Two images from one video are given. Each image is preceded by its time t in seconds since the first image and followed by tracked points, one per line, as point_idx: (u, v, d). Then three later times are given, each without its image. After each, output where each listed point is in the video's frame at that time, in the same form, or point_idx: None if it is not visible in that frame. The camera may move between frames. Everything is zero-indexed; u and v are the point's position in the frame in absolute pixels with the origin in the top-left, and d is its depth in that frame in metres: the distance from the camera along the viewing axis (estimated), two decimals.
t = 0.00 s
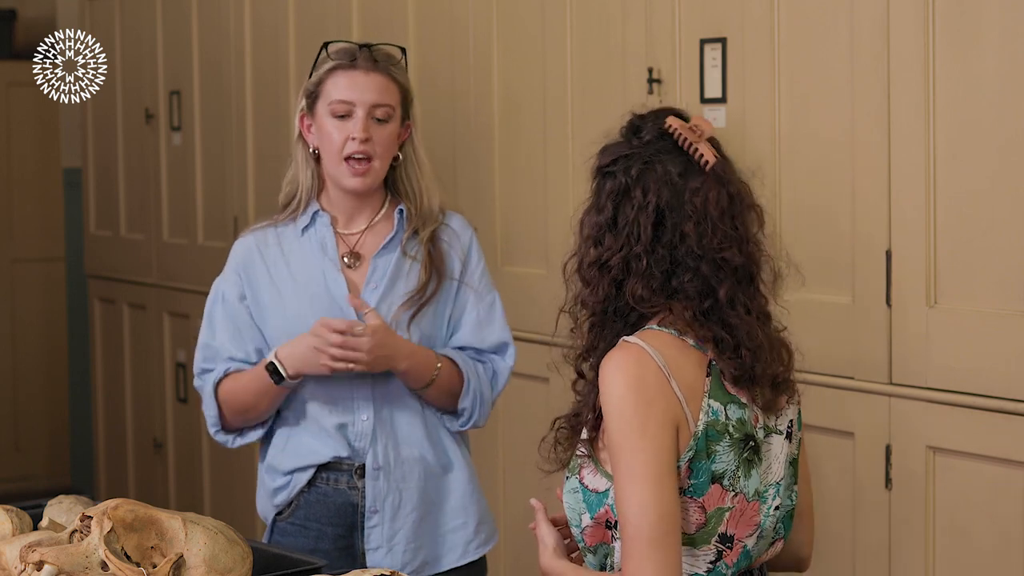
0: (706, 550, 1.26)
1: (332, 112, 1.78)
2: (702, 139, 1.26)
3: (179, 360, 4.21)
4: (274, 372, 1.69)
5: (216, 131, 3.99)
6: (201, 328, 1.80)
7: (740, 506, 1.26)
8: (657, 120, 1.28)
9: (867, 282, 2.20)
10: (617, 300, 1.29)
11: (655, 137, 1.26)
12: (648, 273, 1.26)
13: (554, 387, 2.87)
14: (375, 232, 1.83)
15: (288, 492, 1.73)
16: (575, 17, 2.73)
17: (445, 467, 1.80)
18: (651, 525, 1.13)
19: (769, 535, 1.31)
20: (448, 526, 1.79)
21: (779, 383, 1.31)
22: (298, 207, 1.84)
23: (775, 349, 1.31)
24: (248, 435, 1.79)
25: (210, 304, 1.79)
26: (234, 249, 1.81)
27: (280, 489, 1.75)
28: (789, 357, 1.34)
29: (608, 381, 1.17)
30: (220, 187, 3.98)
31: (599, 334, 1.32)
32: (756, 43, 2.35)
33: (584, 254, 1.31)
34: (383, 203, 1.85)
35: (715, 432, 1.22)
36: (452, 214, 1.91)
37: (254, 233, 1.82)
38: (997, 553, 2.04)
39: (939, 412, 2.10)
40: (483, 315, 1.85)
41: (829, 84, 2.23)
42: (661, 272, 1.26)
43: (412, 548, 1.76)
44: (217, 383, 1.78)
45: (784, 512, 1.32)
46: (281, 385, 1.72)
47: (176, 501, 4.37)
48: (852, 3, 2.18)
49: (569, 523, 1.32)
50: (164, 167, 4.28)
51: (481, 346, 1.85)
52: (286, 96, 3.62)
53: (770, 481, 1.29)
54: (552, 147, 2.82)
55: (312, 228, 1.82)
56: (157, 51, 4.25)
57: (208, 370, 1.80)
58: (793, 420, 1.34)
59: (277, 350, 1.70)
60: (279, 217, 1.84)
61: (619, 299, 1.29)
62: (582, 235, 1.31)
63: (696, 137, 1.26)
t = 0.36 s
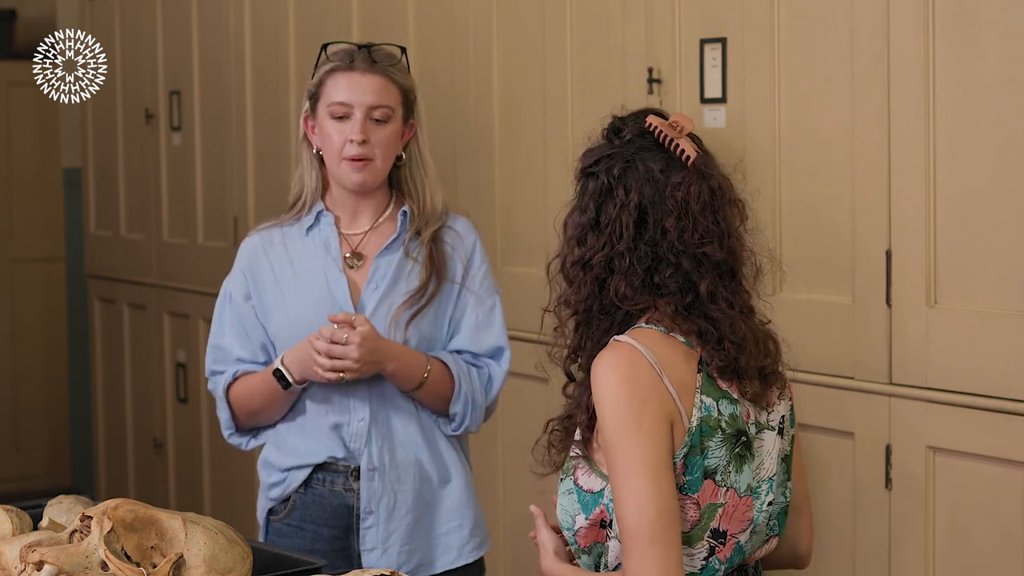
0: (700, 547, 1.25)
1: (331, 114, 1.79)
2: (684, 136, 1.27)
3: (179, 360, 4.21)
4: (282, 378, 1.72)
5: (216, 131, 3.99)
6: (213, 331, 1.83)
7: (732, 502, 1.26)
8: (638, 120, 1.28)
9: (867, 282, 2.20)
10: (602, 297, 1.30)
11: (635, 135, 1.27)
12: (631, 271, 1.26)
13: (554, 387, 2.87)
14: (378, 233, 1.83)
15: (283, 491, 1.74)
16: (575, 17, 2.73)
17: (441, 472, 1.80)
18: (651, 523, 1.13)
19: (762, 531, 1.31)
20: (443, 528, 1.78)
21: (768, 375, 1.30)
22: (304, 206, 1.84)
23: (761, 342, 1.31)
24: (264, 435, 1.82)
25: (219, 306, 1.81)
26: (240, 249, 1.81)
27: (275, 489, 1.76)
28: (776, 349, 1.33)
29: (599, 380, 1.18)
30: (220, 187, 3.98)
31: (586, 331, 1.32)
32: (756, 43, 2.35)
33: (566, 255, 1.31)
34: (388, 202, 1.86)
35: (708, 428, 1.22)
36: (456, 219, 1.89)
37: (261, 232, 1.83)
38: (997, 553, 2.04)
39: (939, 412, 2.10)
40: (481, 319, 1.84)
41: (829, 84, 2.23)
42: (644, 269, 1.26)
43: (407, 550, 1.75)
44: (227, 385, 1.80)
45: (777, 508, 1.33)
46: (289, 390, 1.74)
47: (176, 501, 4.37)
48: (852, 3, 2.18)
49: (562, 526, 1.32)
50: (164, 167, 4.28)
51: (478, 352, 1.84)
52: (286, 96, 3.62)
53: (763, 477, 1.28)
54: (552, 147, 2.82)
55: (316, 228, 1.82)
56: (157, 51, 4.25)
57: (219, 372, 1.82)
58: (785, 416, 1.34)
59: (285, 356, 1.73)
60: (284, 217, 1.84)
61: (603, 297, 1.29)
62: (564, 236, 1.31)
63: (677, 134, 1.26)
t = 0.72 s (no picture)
0: (694, 547, 1.25)
1: (335, 115, 1.79)
2: (677, 135, 1.27)
3: (179, 360, 4.21)
4: (291, 378, 1.72)
5: (216, 131, 3.99)
6: (216, 331, 1.82)
7: (728, 503, 1.25)
8: (631, 120, 1.29)
9: (867, 281, 2.20)
10: (602, 298, 1.29)
11: (629, 136, 1.27)
12: (630, 271, 1.26)
13: (554, 387, 2.87)
14: (384, 234, 1.83)
15: (289, 492, 1.74)
16: (575, 17, 2.73)
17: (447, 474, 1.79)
18: (650, 522, 1.13)
19: (759, 533, 1.31)
20: (449, 528, 1.79)
21: (768, 373, 1.31)
22: (309, 208, 1.84)
23: (759, 340, 1.31)
24: (269, 437, 1.81)
25: (222, 306, 1.80)
26: (244, 249, 1.81)
27: (280, 489, 1.75)
28: (774, 347, 1.33)
29: (598, 380, 1.18)
30: (220, 187, 3.98)
31: (586, 333, 1.32)
32: (755, 43, 2.35)
33: (565, 257, 1.31)
34: (393, 203, 1.86)
35: (707, 428, 1.22)
36: (460, 219, 1.89)
37: (264, 233, 1.83)
38: (997, 553, 2.04)
39: (939, 412, 2.10)
40: (487, 319, 1.85)
41: (829, 84, 2.23)
42: (643, 270, 1.26)
43: (414, 550, 1.75)
44: (231, 387, 1.79)
45: (775, 510, 1.33)
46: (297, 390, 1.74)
47: (176, 501, 4.37)
48: (852, 3, 2.18)
49: (558, 525, 1.32)
50: (164, 167, 4.28)
51: (484, 352, 1.84)
52: (286, 96, 3.62)
53: (761, 479, 1.28)
54: (552, 148, 2.82)
55: (321, 229, 1.82)
56: (157, 51, 4.25)
57: (223, 373, 1.81)
58: (784, 418, 1.33)
59: (293, 355, 1.72)
60: (289, 218, 1.84)
61: (603, 298, 1.29)
62: (562, 239, 1.32)
63: (671, 133, 1.26)
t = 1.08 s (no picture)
0: (699, 549, 1.25)
1: (337, 115, 1.79)
2: (677, 134, 1.27)
3: (179, 360, 4.21)
4: (293, 377, 1.72)
5: (216, 131, 3.99)
6: (216, 331, 1.82)
7: (732, 505, 1.25)
8: (631, 120, 1.28)
9: (867, 281, 2.20)
10: (604, 298, 1.29)
11: (629, 135, 1.27)
12: (633, 271, 1.26)
13: (554, 387, 2.87)
14: (384, 234, 1.83)
15: (289, 492, 1.74)
16: (575, 17, 2.73)
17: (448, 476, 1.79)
18: (650, 524, 1.13)
19: (763, 535, 1.31)
20: (450, 528, 1.79)
21: (771, 372, 1.31)
22: (309, 209, 1.84)
23: (761, 338, 1.31)
24: (269, 437, 1.81)
25: (223, 306, 1.80)
26: (245, 250, 1.81)
27: (280, 489, 1.75)
28: (777, 346, 1.34)
29: (601, 381, 1.18)
30: (220, 187, 3.98)
31: (590, 334, 1.32)
32: (755, 43, 2.35)
33: (566, 258, 1.31)
34: (394, 203, 1.86)
35: (711, 430, 1.21)
36: (461, 220, 1.90)
37: (264, 233, 1.83)
38: (997, 553, 2.04)
39: (939, 412, 2.10)
40: (488, 319, 1.85)
41: (829, 84, 2.23)
42: (646, 269, 1.26)
43: (414, 551, 1.75)
44: (232, 387, 1.79)
45: (778, 511, 1.33)
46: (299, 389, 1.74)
47: (176, 501, 4.37)
48: (852, 3, 2.18)
49: (562, 527, 1.32)
50: (163, 167, 4.28)
51: (485, 352, 1.84)
52: (286, 96, 3.62)
53: (764, 481, 1.29)
54: (552, 147, 2.82)
55: (322, 229, 1.82)
56: (157, 51, 4.25)
57: (224, 373, 1.81)
58: (788, 419, 1.33)
59: (295, 353, 1.72)
60: (290, 218, 1.85)
61: (606, 298, 1.29)
62: (564, 240, 1.31)
63: (671, 131, 1.26)
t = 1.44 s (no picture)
0: (708, 553, 1.25)
1: (337, 113, 1.79)
2: (682, 137, 1.28)
3: (179, 360, 4.21)
4: (290, 373, 1.72)
5: (216, 131, 3.99)
6: (213, 332, 1.82)
7: (741, 508, 1.26)
8: (636, 122, 1.28)
9: (867, 282, 2.20)
10: (609, 302, 1.29)
11: (634, 139, 1.27)
12: (638, 275, 1.26)
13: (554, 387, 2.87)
14: (380, 235, 1.83)
15: (288, 493, 1.74)
16: (575, 17, 2.73)
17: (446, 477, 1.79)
18: (658, 528, 1.13)
19: (770, 538, 1.31)
20: (448, 529, 1.79)
21: (777, 375, 1.31)
22: (304, 210, 1.84)
23: (768, 343, 1.31)
24: (267, 438, 1.81)
25: (220, 307, 1.80)
26: (241, 250, 1.81)
27: (278, 490, 1.75)
28: (783, 349, 1.34)
29: (610, 384, 1.17)
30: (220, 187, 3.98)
31: (595, 338, 1.32)
32: (756, 43, 2.35)
33: (570, 261, 1.31)
34: (391, 204, 1.86)
35: (719, 433, 1.22)
36: (457, 220, 1.89)
37: (261, 234, 1.83)
38: (997, 553, 2.04)
39: (939, 413, 2.10)
40: (486, 320, 1.85)
41: (829, 84, 2.23)
42: (651, 274, 1.26)
43: (413, 552, 1.76)
44: (231, 388, 1.79)
45: (785, 515, 1.33)
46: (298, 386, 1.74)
47: (176, 501, 4.37)
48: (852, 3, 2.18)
49: (567, 531, 1.32)
50: (163, 167, 4.28)
51: (484, 352, 1.85)
52: (286, 96, 3.62)
53: (771, 483, 1.29)
54: (552, 147, 2.82)
55: (318, 230, 1.82)
56: (157, 51, 4.25)
57: (222, 374, 1.81)
58: (792, 422, 1.34)
59: (293, 351, 1.72)
60: (286, 219, 1.85)
61: (611, 302, 1.29)
62: (568, 243, 1.31)
63: (676, 135, 1.26)
